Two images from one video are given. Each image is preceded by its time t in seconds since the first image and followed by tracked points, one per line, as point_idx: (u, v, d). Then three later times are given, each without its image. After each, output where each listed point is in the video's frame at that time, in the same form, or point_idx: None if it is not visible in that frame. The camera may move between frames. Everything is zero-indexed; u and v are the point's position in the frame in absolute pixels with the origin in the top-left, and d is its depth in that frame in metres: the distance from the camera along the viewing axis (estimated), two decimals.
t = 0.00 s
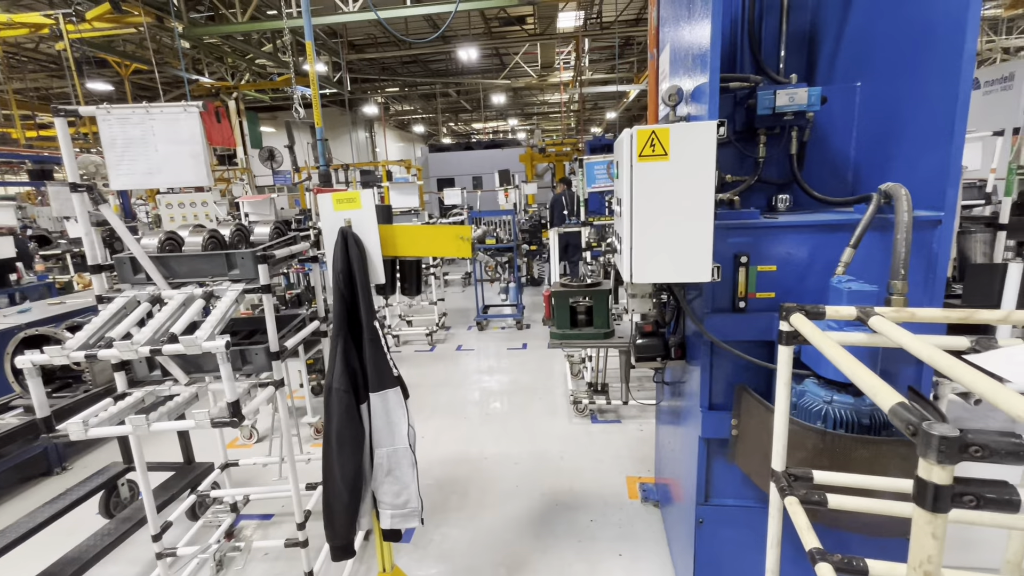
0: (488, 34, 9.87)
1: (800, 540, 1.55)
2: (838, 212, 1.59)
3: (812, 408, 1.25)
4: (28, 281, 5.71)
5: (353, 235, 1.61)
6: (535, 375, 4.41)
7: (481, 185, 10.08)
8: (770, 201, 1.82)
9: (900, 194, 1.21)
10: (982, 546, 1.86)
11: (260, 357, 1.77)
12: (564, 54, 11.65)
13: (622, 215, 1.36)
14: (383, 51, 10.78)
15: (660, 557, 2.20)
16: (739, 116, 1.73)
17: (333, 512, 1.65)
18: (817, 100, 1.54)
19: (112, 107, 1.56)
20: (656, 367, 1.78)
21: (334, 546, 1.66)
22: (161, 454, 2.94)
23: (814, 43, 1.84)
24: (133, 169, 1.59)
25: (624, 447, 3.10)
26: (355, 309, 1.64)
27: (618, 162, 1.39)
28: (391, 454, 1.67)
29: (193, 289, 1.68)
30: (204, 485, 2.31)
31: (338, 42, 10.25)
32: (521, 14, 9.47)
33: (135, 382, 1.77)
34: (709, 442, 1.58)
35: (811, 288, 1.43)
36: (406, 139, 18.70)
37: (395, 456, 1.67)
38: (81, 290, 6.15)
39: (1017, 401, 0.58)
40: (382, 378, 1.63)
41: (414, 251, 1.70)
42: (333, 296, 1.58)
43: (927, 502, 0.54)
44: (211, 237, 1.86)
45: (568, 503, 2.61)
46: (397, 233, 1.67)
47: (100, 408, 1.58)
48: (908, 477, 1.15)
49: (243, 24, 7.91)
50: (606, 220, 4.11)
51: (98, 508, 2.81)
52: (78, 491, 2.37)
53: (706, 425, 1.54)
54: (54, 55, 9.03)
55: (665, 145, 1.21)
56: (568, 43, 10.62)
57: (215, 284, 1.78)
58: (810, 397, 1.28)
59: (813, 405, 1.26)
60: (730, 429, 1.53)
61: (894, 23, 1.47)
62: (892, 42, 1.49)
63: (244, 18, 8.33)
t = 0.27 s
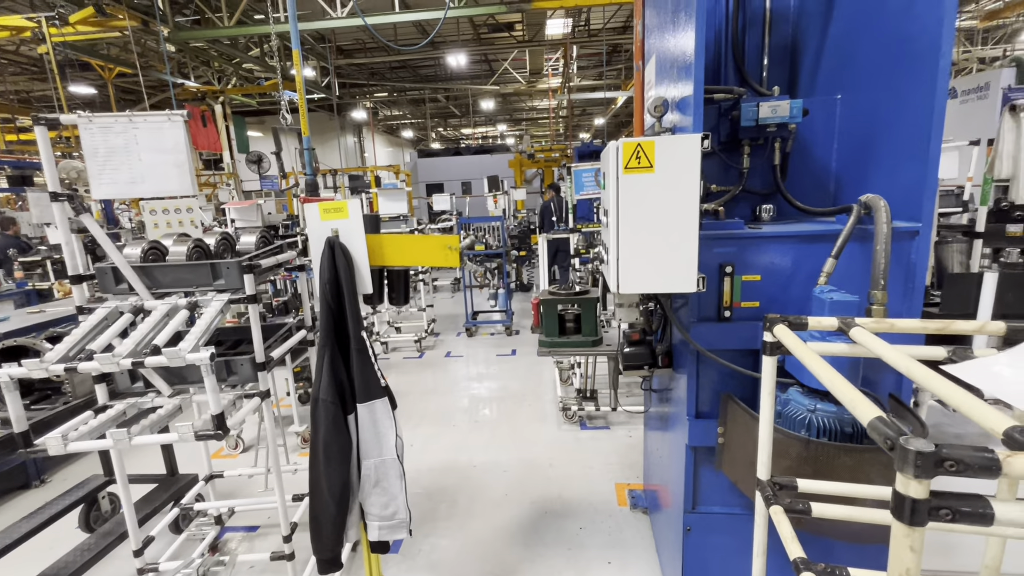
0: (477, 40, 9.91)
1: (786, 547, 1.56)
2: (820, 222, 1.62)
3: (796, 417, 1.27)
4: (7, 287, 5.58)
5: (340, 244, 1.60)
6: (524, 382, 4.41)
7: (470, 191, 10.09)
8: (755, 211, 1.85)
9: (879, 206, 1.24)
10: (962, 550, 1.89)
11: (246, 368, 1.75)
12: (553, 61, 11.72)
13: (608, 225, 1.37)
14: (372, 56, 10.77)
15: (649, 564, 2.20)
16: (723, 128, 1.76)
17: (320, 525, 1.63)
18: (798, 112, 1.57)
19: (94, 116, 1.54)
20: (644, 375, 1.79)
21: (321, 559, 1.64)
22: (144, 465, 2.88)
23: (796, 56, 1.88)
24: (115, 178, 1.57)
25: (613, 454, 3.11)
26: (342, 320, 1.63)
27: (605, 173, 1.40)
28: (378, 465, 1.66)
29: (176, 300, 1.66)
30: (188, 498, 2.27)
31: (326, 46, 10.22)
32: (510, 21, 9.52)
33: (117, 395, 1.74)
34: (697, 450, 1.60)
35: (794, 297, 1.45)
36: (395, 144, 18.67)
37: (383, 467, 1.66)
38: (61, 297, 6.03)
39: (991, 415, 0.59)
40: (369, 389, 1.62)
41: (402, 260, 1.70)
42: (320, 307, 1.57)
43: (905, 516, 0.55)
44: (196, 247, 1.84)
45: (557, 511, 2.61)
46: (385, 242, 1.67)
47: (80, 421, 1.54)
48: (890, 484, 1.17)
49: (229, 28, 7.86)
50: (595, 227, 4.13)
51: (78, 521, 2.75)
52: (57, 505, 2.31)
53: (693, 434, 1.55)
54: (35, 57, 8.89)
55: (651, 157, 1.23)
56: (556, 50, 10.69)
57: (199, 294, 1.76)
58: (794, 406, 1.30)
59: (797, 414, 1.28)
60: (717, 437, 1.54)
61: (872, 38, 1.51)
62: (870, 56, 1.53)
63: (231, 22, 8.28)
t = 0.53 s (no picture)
0: (471, 47, 9.96)
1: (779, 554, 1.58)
2: (810, 232, 1.65)
3: (787, 426, 1.28)
4: None
5: (335, 254, 1.60)
6: (518, 389, 4.41)
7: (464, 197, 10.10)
8: (746, 221, 1.87)
9: (867, 217, 1.26)
10: (950, 558, 1.91)
11: (239, 378, 1.74)
12: (546, 68, 11.81)
13: (601, 236, 1.39)
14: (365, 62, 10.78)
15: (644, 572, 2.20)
16: (715, 139, 1.79)
17: (314, 536, 1.62)
18: (787, 124, 1.60)
19: (87, 126, 1.54)
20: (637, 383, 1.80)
21: (314, 571, 1.63)
22: (133, 476, 2.85)
23: (784, 68, 1.91)
24: (108, 188, 1.56)
25: (607, 461, 3.12)
26: (337, 330, 1.63)
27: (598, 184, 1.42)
28: (373, 476, 1.65)
29: (169, 310, 1.65)
30: (179, 508, 2.25)
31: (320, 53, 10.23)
32: (503, 28, 9.58)
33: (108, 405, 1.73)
34: (690, 458, 1.61)
35: (785, 306, 1.47)
36: (389, 150, 18.68)
37: (377, 478, 1.66)
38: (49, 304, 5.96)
39: (975, 429, 0.61)
40: (363, 399, 1.62)
41: (396, 270, 1.70)
42: (314, 317, 1.57)
43: (893, 529, 0.56)
44: (189, 256, 1.83)
45: (552, 518, 2.61)
46: (379, 252, 1.67)
47: (70, 432, 1.53)
48: (880, 492, 1.19)
49: (222, 34, 7.86)
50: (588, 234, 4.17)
51: (66, 533, 2.70)
52: (44, 518, 2.27)
53: (686, 442, 1.57)
54: (25, 62, 8.82)
55: (643, 170, 1.24)
56: (549, 57, 10.76)
57: (192, 304, 1.76)
58: (785, 414, 1.32)
59: (789, 423, 1.30)
60: (709, 445, 1.55)
61: (858, 51, 1.54)
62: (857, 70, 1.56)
63: (224, 28, 8.28)
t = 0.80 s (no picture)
0: (469, 52, 10.00)
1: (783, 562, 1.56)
2: (810, 237, 1.65)
3: (790, 432, 1.28)
4: None
5: (334, 259, 1.59)
6: (517, 393, 4.40)
7: (462, 201, 10.10)
8: (747, 226, 1.87)
9: (869, 222, 1.26)
10: (954, 563, 1.90)
11: (237, 384, 1.73)
12: (544, 73, 11.85)
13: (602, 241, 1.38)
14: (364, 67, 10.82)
15: None
16: (715, 144, 1.79)
17: (312, 543, 1.60)
18: (788, 129, 1.60)
19: (85, 130, 1.53)
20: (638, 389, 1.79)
21: None
22: (129, 483, 2.82)
23: (784, 73, 1.91)
24: (106, 193, 1.55)
25: (607, 466, 3.10)
26: (335, 335, 1.62)
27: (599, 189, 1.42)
28: (372, 482, 1.64)
29: (167, 315, 1.64)
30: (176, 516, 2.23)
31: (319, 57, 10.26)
32: (502, 34, 9.62)
33: (105, 412, 1.71)
34: (692, 465, 1.59)
35: (787, 312, 1.47)
36: (387, 154, 18.70)
37: (376, 484, 1.64)
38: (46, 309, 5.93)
39: (986, 437, 0.60)
40: (362, 405, 1.61)
41: (396, 274, 1.69)
42: (312, 322, 1.56)
43: (904, 539, 0.55)
44: (187, 261, 1.82)
45: (552, 525, 2.59)
46: (379, 257, 1.66)
47: (65, 439, 1.51)
48: (885, 499, 1.18)
49: (221, 39, 7.87)
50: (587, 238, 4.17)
51: (60, 541, 2.67)
52: (38, 525, 2.25)
53: (688, 448, 1.55)
54: (23, 66, 8.81)
55: (644, 175, 1.24)
56: (548, 62, 10.81)
57: (190, 310, 1.74)
58: (788, 420, 1.31)
59: (792, 429, 1.29)
60: (711, 451, 1.54)
61: (858, 57, 1.54)
62: (857, 75, 1.56)
63: (223, 33, 8.29)
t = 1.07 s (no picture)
0: (473, 57, 10.03)
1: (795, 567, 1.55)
2: (821, 240, 1.64)
3: (803, 436, 1.27)
4: None
5: (344, 262, 1.59)
6: (522, 397, 4.39)
7: (466, 205, 10.11)
8: (756, 229, 1.86)
9: (880, 225, 1.25)
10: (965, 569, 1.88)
11: (247, 387, 1.73)
12: (547, 78, 11.88)
13: (613, 244, 1.38)
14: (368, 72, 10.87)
15: None
16: (724, 147, 1.79)
17: (321, 547, 1.60)
18: (798, 132, 1.59)
19: (97, 133, 1.53)
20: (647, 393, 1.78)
21: None
22: (135, 486, 2.82)
23: (791, 76, 1.92)
24: (118, 196, 1.56)
25: (613, 471, 3.09)
26: (345, 337, 1.62)
27: (609, 192, 1.42)
28: (381, 485, 1.63)
29: (177, 318, 1.65)
30: (183, 518, 2.23)
31: (323, 62, 10.32)
32: (505, 38, 9.65)
33: (115, 414, 1.71)
34: (702, 469, 1.59)
35: (798, 315, 1.46)
36: (391, 158, 18.76)
37: (385, 487, 1.64)
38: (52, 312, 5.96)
39: (1010, 441, 0.60)
40: (371, 408, 1.61)
41: (405, 277, 1.70)
42: (322, 325, 1.56)
43: (930, 543, 0.55)
44: (196, 264, 1.83)
45: (558, 529, 2.58)
46: (388, 260, 1.66)
47: (76, 441, 1.51)
48: (899, 504, 1.17)
49: (227, 44, 7.92)
50: (592, 242, 4.18)
51: (67, 544, 2.67)
52: (44, 528, 2.25)
53: (698, 452, 1.55)
54: (31, 71, 8.87)
55: (656, 178, 1.24)
56: (551, 67, 10.83)
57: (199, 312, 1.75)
58: (800, 424, 1.30)
59: (804, 432, 1.28)
60: (722, 455, 1.53)
61: (867, 60, 1.54)
62: (867, 78, 1.56)
63: (228, 38, 8.35)
